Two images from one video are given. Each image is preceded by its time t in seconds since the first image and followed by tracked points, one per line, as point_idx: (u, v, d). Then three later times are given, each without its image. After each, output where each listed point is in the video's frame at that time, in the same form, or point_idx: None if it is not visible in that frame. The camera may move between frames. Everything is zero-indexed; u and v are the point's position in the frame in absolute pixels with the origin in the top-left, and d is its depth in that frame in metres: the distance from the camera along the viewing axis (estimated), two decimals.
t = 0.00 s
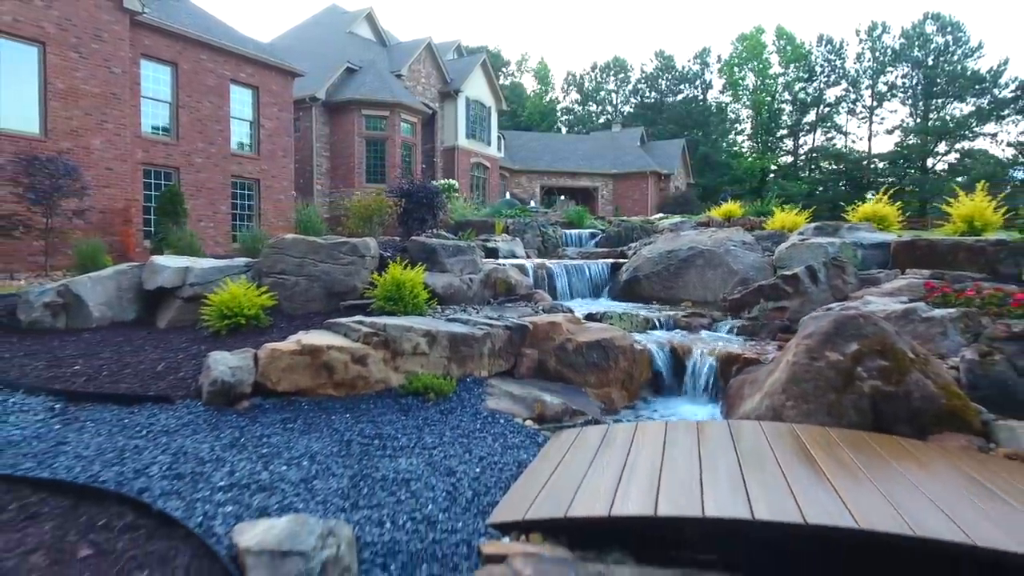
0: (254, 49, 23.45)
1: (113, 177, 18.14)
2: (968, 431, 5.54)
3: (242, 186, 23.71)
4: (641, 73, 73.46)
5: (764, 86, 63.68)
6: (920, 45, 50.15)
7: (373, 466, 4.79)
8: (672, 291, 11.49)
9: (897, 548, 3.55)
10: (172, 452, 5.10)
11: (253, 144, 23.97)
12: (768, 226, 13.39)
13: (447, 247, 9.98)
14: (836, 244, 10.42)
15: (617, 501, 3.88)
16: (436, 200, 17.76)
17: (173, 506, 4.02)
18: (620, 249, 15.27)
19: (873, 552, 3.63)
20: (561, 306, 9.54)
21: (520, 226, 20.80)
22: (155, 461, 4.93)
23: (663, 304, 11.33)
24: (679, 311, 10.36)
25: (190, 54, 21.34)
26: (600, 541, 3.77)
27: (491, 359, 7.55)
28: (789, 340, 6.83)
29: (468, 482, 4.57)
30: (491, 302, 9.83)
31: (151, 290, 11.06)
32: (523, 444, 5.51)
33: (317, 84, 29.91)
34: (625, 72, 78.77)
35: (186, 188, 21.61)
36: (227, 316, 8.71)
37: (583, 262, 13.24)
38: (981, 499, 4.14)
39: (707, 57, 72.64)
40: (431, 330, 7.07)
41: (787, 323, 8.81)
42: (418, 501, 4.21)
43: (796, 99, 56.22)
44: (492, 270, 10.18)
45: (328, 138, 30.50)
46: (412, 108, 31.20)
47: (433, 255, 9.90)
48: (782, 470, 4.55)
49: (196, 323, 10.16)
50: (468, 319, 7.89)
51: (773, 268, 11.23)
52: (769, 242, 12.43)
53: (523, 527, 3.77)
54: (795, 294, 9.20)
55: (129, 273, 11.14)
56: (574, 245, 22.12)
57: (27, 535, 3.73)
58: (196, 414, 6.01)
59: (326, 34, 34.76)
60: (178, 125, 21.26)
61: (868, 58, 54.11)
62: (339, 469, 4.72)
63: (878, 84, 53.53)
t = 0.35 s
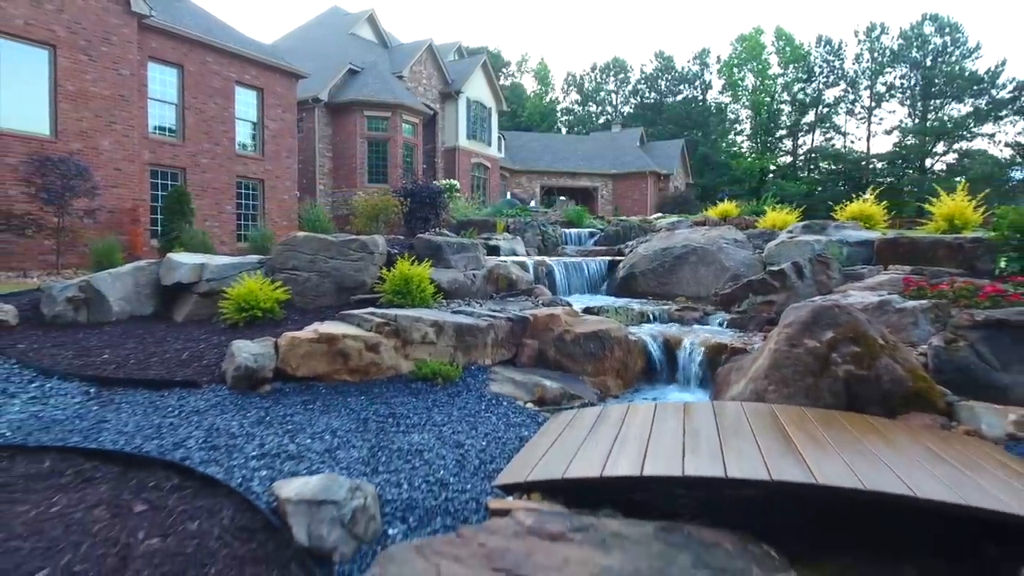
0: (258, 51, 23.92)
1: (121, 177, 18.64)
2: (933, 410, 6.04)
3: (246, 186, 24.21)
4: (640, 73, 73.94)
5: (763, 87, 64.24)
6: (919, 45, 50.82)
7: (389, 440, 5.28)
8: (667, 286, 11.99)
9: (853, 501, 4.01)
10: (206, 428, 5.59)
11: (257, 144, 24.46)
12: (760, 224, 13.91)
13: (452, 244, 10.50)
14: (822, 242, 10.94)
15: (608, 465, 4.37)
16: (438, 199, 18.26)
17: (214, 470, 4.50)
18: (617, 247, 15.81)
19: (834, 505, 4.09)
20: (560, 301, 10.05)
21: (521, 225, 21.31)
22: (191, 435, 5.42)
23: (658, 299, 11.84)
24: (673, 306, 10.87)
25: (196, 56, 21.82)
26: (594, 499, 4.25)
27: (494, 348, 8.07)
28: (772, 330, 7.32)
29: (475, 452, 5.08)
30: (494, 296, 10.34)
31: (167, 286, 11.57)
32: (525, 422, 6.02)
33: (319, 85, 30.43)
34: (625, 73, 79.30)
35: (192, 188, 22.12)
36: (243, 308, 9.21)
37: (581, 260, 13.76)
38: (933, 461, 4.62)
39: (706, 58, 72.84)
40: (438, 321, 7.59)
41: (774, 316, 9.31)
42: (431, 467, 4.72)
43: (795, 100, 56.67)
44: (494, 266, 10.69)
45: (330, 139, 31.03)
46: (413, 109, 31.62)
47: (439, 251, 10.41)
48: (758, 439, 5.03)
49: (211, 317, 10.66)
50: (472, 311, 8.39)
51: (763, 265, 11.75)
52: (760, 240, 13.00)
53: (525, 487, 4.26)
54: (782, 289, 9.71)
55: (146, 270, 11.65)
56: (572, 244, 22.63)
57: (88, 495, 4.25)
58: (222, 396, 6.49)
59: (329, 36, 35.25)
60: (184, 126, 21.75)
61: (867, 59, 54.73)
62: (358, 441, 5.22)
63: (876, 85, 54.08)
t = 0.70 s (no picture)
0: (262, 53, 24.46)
1: (129, 178, 19.18)
2: (900, 392, 6.61)
3: (251, 186, 24.76)
4: (640, 74, 74.44)
5: (762, 87, 64.82)
6: (918, 46, 51.84)
7: (403, 417, 5.84)
8: (662, 282, 12.52)
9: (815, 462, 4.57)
10: (235, 407, 6.14)
11: (261, 145, 24.99)
12: (753, 223, 14.50)
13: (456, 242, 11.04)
14: (809, 239, 11.51)
15: (600, 435, 4.92)
16: (440, 199, 18.82)
17: (250, 440, 5.05)
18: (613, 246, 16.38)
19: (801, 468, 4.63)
20: (558, 295, 10.59)
21: (522, 224, 21.89)
22: (223, 413, 5.97)
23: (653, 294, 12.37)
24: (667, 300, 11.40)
25: (202, 59, 22.35)
26: (588, 465, 4.79)
27: (497, 338, 8.62)
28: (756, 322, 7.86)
29: (482, 428, 5.62)
30: (496, 291, 10.88)
31: (184, 282, 12.12)
32: (526, 403, 6.57)
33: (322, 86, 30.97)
34: (625, 73, 79.89)
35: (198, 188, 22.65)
36: (260, 302, 9.77)
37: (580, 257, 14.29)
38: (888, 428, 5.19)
39: (705, 58, 73.22)
40: (445, 313, 8.13)
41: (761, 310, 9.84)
42: (443, 439, 5.27)
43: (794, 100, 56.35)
44: (496, 264, 11.24)
45: (333, 140, 31.59)
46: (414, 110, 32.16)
47: (443, 250, 10.95)
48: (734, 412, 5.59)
49: (227, 311, 11.20)
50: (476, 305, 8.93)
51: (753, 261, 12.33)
52: (750, 239, 13.60)
53: (526, 454, 4.81)
54: (770, 284, 10.26)
55: (164, 267, 12.19)
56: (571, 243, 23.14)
57: (138, 461, 4.79)
58: (246, 380, 7.02)
59: (331, 38, 35.77)
60: (190, 127, 22.28)
61: (865, 60, 55.37)
62: (375, 418, 5.77)
63: (875, 86, 54.66)
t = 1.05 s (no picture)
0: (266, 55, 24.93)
1: (137, 178, 19.67)
2: (875, 380, 7.12)
3: (255, 187, 25.26)
4: (640, 74, 74.86)
5: (762, 87, 65.33)
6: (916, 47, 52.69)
7: (414, 400, 6.33)
8: (658, 279, 13.00)
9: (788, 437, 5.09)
10: (258, 392, 6.65)
11: (265, 146, 25.48)
12: (746, 223, 15.04)
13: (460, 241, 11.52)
14: (798, 238, 12.02)
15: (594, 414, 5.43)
16: (443, 200, 19.31)
17: (275, 420, 5.55)
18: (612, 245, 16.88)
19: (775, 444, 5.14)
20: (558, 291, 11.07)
21: (522, 224, 22.42)
22: (247, 398, 6.47)
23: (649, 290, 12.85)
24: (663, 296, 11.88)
25: (207, 61, 22.84)
26: (584, 441, 5.29)
27: (500, 331, 9.12)
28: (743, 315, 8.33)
29: (487, 410, 6.11)
30: (499, 288, 11.37)
31: (197, 280, 12.63)
32: (526, 389, 7.06)
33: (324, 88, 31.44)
34: (625, 74, 80.40)
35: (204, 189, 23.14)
36: (274, 297, 10.28)
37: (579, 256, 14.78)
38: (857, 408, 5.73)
39: (705, 59, 73.62)
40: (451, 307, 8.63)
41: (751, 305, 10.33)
42: (451, 419, 5.77)
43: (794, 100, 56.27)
44: (498, 261, 11.72)
45: (335, 140, 32.09)
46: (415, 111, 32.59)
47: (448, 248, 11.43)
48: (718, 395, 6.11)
49: (240, 307, 11.70)
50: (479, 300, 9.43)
51: (745, 259, 12.82)
52: (743, 238, 14.11)
53: (528, 432, 5.31)
54: (759, 280, 10.77)
55: (179, 265, 12.67)
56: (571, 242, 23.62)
57: (175, 438, 5.28)
58: (265, 369, 7.53)
59: (334, 39, 36.21)
60: (196, 128, 22.76)
61: (864, 61, 55.92)
62: (388, 402, 6.26)
63: (874, 87, 55.22)
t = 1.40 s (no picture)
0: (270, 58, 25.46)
1: (145, 179, 20.22)
2: (852, 368, 7.66)
3: (260, 188, 25.83)
4: (640, 75, 75.34)
5: (761, 88, 65.88)
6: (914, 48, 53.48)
7: (424, 386, 6.88)
8: (653, 277, 13.55)
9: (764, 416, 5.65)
10: (280, 378, 7.21)
11: (270, 147, 26.02)
12: (740, 223, 15.60)
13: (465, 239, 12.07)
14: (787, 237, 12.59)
15: (589, 395, 5.98)
16: (445, 201, 19.84)
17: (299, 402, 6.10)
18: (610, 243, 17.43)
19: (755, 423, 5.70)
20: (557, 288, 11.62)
21: (523, 224, 22.99)
22: (270, 383, 7.03)
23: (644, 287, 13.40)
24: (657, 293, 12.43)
25: (213, 64, 23.38)
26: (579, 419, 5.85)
27: (502, 325, 9.68)
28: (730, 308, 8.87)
29: (491, 394, 6.66)
30: (501, 284, 11.91)
31: (211, 277, 13.18)
32: (527, 376, 7.63)
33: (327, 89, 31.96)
34: (624, 74, 80.90)
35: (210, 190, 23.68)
36: (286, 294, 10.83)
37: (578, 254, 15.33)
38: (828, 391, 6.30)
39: (705, 60, 74.10)
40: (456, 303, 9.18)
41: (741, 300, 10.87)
42: (459, 402, 6.32)
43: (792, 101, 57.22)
44: (500, 259, 12.26)
45: (338, 141, 32.60)
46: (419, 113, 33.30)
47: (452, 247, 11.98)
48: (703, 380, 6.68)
49: (252, 304, 12.24)
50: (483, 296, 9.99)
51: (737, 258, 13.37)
52: (736, 237, 14.68)
53: (529, 412, 5.85)
54: (749, 277, 11.32)
55: (193, 263, 13.20)
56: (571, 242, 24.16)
57: (209, 417, 5.84)
58: (284, 358, 8.08)
59: (336, 41, 36.70)
60: (202, 130, 23.30)
61: (863, 62, 56.46)
62: (400, 387, 6.81)
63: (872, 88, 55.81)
